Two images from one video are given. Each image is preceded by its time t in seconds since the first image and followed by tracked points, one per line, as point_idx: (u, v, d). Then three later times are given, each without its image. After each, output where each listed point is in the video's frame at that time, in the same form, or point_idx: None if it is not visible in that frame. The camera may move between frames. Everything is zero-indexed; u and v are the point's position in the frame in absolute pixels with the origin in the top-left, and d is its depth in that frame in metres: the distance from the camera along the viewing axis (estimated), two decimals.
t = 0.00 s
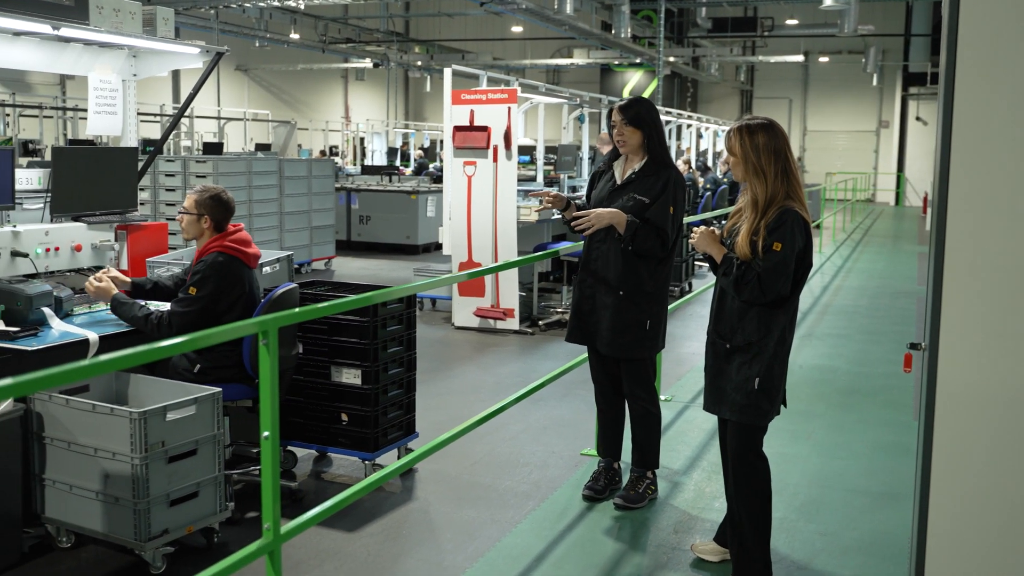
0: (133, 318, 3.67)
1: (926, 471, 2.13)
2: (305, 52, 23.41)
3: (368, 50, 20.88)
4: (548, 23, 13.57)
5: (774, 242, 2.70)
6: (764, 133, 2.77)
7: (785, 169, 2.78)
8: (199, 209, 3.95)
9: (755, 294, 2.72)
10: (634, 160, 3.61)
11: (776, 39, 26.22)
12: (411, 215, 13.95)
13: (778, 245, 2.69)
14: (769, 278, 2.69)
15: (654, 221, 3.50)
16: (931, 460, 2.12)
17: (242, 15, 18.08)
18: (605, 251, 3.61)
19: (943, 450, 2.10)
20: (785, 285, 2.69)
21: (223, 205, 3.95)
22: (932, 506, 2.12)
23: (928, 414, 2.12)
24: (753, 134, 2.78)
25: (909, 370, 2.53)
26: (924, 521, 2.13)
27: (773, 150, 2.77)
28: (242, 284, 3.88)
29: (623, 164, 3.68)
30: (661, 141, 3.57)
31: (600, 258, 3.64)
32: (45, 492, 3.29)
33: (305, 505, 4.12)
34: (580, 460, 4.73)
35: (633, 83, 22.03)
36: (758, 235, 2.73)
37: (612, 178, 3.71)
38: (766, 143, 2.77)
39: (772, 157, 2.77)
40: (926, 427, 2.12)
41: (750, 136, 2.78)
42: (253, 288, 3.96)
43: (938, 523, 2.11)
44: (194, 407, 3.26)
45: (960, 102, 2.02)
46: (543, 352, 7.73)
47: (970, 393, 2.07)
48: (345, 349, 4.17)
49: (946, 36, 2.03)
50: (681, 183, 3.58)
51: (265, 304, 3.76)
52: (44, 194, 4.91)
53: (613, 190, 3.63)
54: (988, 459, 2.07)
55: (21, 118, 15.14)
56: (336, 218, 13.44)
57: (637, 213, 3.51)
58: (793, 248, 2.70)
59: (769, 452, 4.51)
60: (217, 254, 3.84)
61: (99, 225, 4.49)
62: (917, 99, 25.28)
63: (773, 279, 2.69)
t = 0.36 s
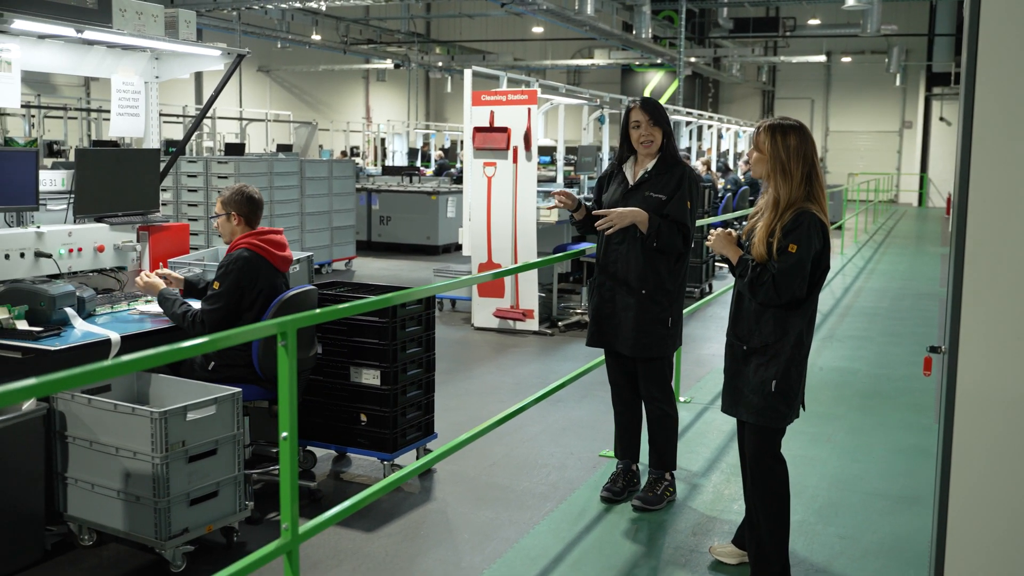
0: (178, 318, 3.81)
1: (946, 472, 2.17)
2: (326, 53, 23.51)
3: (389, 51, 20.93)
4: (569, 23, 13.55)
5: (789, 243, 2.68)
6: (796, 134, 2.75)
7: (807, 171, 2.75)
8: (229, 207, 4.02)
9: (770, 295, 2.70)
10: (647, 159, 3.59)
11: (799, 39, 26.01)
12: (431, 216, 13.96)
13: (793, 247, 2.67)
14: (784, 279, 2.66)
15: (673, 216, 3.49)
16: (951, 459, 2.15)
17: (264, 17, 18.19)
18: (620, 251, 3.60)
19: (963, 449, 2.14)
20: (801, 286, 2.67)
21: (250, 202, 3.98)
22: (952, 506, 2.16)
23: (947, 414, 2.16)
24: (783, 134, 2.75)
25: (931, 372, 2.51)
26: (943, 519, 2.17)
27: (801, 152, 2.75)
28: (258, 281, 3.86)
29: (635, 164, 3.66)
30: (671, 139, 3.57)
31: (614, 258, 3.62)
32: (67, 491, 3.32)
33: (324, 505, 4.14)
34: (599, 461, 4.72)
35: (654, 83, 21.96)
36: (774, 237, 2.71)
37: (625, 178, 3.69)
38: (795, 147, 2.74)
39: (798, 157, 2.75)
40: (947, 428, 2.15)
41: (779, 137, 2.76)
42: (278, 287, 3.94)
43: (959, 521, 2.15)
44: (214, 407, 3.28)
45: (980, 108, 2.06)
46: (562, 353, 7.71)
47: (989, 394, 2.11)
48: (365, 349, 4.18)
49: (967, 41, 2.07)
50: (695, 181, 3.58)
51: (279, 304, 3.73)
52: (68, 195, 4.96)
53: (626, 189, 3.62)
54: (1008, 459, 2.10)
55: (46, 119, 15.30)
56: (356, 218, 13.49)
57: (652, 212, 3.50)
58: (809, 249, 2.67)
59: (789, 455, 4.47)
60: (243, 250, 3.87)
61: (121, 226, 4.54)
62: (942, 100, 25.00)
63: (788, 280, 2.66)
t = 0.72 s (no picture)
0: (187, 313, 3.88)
1: (950, 471, 2.20)
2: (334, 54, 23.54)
3: (396, 51, 20.94)
4: (576, 24, 13.54)
5: (794, 245, 2.67)
6: (803, 135, 2.75)
7: (814, 172, 2.74)
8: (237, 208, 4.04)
9: (774, 298, 2.68)
10: (645, 157, 3.61)
11: (807, 39, 25.93)
12: (438, 216, 13.98)
13: (798, 248, 2.66)
14: (790, 281, 2.65)
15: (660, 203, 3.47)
16: (955, 459, 2.19)
17: (272, 17, 18.24)
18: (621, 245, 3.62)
19: (968, 449, 2.17)
20: (806, 288, 2.66)
21: (254, 202, 4.00)
22: (956, 506, 2.19)
23: (952, 416, 2.19)
24: (788, 135, 2.75)
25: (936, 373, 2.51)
26: (948, 516, 2.20)
27: (808, 152, 2.74)
28: (256, 276, 3.87)
29: (636, 161, 3.67)
30: (668, 135, 3.57)
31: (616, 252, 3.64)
32: (73, 490, 3.34)
33: (330, 505, 4.15)
34: (604, 462, 4.71)
35: (661, 84, 21.94)
36: (780, 238, 2.71)
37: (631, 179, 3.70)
38: (801, 147, 2.74)
39: (806, 158, 2.74)
40: (951, 428, 2.19)
41: (785, 138, 2.76)
42: (278, 284, 3.94)
43: (963, 521, 2.19)
44: (220, 407, 3.29)
45: (985, 112, 2.09)
46: (569, 354, 7.71)
47: (993, 392, 2.14)
48: (370, 350, 4.18)
49: (971, 46, 2.10)
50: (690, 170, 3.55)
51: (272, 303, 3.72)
52: (76, 196, 4.98)
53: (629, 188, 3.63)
54: (1012, 460, 2.14)
55: (55, 118, 15.38)
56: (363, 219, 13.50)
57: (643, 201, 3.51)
58: (814, 252, 2.67)
59: (794, 456, 4.45)
60: (245, 247, 3.88)
61: (128, 226, 4.57)
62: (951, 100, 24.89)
63: (792, 282, 2.65)
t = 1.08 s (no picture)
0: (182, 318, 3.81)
1: (954, 474, 2.19)
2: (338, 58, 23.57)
3: (401, 55, 20.96)
4: (580, 27, 13.54)
5: (798, 249, 2.66)
6: (802, 137, 2.74)
7: (816, 174, 2.74)
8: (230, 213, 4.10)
9: (776, 301, 2.68)
10: (639, 159, 3.63)
11: (812, 43, 25.91)
12: (442, 220, 13.98)
13: (802, 253, 2.65)
14: (792, 285, 2.65)
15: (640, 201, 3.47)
16: (959, 462, 2.18)
17: (277, 22, 18.28)
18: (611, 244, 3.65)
19: (972, 452, 2.16)
20: (808, 292, 2.65)
21: (247, 205, 4.03)
22: (959, 510, 2.18)
23: (955, 419, 2.18)
24: (787, 138, 2.75)
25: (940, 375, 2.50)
26: (952, 520, 2.19)
27: (808, 154, 2.74)
28: (250, 275, 3.88)
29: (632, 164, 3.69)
30: (663, 138, 3.58)
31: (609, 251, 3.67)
32: (75, 494, 3.34)
33: (332, 508, 4.14)
34: (608, 466, 4.70)
35: (666, 88, 21.94)
36: (785, 240, 2.70)
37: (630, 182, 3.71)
38: (802, 148, 2.74)
39: (806, 160, 2.74)
40: (955, 432, 2.17)
41: (786, 140, 2.75)
42: (273, 284, 3.95)
43: (966, 525, 2.18)
44: (221, 410, 3.29)
45: (987, 115, 2.09)
46: (572, 357, 7.70)
47: (994, 394, 2.13)
48: (372, 353, 4.18)
49: (973, 49, 2.10)
50: (679, 169, 3.54)
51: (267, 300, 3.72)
52: (79, 200, 4.98)
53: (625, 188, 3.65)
54: (1017, 464, 2.13)
55: (60, 123, 15.42)
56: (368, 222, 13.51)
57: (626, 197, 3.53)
58: (818, 257, 2.65)
59: (798, 460, 4.43)
60: (241, 247, 3.90)
61: (131, 230, 4.56)
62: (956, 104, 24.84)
63: (795, 286, 2.64)
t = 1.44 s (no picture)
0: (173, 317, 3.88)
1: (957, 479, 2.18)
2: (342, 62, 23.59)
3: (405, 59, 21.00)
4: (584, 31, 13.54)
5: (798, 255, 2.65)
6: (803, 143, 2.73)
7: (815, 179, 2.73)
8: (223, 221, 4.14)
9: (776, 306, 2.68)
10: (639, 163, 3.62)
11: (815, 47, 25.90)
12: (446, 223, 13.99)
13: (801, 259, 2.64)
14: (792, 290, 2.64)
15: (641, 205, 3.46)
16: (961, 468, 2.17)
17: (281, 26, 18.32)
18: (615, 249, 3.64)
19: (975, 457, 2.15)
20: (808, 298, 2.64)
21: (240, 210, 4.08)
22: (962, 514, 2.17)
23: (958, 424, 2.17)
24: (788, 144, 2.74)
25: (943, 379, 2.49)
26: (954, 524, 2.18)
27: (808, 160, 2.73)
28: (244, 276, 3.89)
29: (633, 169, 3.68)
30: (663, 141, 3.58)
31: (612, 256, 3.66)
32: (78, 497, 3.34)
33: (335, 512, 4.14)
34: (610, 470, 4.69)
35: (669, 91, 21.93)
36: (785, 247, 2.69)
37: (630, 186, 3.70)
38: (802, 154, 2.73)
39: (806, 165, 2.73)
40: (957, 437, 2.17)
41: (786, 145, 2.74)
42: (270, 284, 3.96)
43: (969, 529, 2.17)
44: (224, 414, 3.29)
45: (988, 119, 2.09)
46: (576, 361, 7.69)
47: (997, 399, 2.13)
48: (375, 357, 4.18)
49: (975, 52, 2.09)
50: (679, 172, 3.53)
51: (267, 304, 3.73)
52: (82, 204, 4.99)
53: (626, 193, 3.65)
54: (1019, 469, 2.12)
55: (64, 127, 15.46)
56: (371, 226, 13.52)
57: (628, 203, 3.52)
58: (818, 262, 2.64)
59: (801, 464, 4.42)
60: (237, 249, 3.92)
61: (134, 234, 4.59)
62: (960, 107, 24.80)
63: (795, 292, 2.64)
